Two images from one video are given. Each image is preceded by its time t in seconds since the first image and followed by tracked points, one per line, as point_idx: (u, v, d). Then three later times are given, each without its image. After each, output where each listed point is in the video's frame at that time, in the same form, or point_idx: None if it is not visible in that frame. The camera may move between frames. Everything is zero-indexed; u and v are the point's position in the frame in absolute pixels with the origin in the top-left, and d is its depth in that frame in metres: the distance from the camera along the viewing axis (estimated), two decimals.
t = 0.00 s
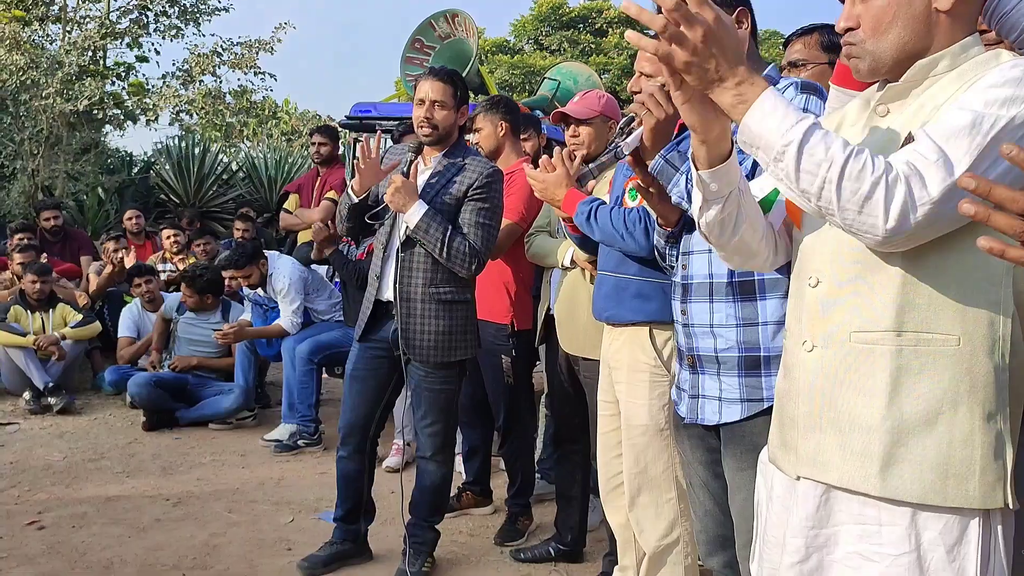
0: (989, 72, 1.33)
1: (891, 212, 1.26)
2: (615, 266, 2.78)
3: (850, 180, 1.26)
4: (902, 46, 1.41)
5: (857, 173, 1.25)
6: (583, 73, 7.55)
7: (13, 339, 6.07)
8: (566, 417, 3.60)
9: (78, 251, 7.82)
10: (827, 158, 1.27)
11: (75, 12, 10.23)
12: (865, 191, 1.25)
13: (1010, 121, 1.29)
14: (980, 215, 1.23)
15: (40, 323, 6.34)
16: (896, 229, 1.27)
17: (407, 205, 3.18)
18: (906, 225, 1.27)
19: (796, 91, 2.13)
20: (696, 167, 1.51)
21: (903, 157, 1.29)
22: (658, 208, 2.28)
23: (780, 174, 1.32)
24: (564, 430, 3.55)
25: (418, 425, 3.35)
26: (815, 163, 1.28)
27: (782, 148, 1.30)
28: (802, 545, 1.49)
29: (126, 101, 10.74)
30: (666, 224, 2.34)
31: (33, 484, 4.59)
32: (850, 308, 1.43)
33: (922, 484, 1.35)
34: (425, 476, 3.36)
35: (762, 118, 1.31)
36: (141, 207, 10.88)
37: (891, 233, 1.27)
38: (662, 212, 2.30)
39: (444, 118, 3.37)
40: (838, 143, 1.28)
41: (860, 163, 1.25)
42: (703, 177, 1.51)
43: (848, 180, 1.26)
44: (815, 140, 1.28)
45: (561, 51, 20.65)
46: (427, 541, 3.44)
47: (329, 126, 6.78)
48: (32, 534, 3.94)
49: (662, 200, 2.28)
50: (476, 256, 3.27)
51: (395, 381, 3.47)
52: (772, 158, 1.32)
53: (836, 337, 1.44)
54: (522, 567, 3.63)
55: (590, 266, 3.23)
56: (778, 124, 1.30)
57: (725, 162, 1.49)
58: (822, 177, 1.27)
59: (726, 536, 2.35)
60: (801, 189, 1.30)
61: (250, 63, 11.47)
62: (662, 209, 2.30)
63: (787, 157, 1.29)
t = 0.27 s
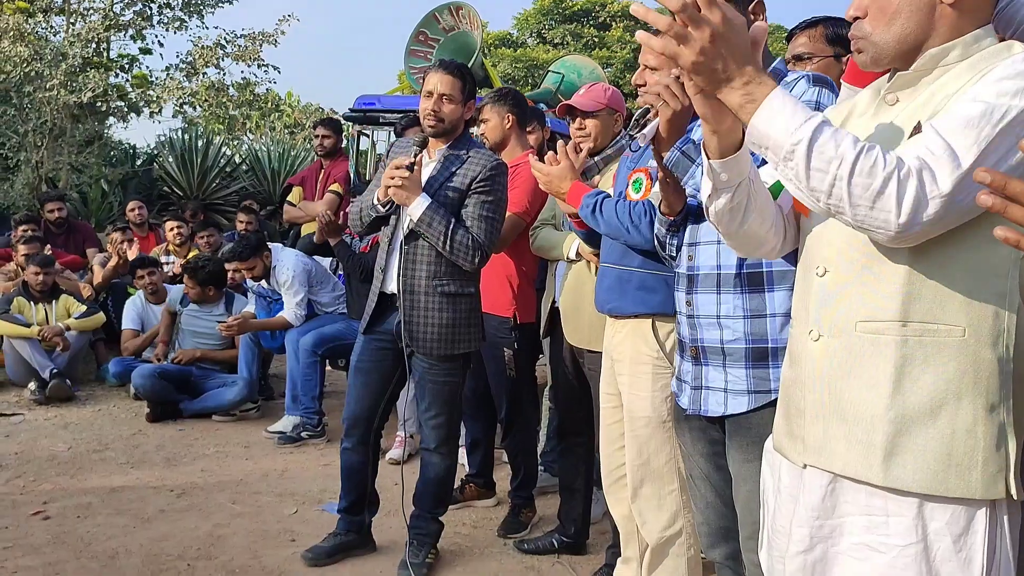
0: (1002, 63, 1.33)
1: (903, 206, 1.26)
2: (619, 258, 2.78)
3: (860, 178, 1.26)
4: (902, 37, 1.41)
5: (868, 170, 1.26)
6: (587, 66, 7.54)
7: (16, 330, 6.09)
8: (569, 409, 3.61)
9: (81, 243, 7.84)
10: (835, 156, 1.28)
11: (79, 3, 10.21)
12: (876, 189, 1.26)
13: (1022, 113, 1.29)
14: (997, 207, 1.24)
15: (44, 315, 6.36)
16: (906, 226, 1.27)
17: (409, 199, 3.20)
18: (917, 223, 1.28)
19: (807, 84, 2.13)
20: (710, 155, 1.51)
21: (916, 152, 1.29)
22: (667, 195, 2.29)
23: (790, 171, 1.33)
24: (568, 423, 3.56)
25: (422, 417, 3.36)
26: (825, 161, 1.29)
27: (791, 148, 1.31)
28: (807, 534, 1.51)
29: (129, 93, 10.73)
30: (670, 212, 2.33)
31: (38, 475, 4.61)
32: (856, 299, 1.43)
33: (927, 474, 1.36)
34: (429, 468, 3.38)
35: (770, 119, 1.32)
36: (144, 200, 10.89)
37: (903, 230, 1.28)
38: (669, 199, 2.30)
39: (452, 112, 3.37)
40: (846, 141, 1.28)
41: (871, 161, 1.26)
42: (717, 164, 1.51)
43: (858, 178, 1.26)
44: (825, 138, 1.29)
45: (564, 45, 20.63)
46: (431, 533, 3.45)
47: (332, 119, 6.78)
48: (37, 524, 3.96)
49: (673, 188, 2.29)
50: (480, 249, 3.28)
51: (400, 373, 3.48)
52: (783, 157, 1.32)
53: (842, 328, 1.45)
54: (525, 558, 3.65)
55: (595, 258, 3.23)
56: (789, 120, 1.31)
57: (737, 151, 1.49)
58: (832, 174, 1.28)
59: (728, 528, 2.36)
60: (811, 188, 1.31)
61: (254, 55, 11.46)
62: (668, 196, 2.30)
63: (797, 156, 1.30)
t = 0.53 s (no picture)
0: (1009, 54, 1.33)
1: (908, 203, 1.25)
2: (621, 250, 2.78)
3: (866, 176, 1.25)
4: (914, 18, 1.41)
5: (872, 170, 1.25)
6: (590, 58, 7.53)
7: (18, 320, 6.09)
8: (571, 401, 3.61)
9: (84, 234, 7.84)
10: (841, 154, 1.26)
11: None
12: (881, 186, 1.25)
13: None
14: (1007, 202, 1.23)
15: (46, 305, 6.36)
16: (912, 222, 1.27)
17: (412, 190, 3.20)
18: (924, 219, 1.27)
19: (813, 76, 2.13)
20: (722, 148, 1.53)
21: (927, 148, 1.28)
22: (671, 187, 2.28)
23: (797, 166, 1.32)
24: (569, 414, 3.57)
25: (424, 408, 3.37)
26: (831, 159, 1.28)
27: (799, 142, 1.30)
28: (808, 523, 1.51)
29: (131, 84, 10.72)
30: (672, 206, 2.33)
31: (40, 464, 4.61)
32: (859, 290, 1.43)
33: (928, 465, 1.36)
34: (431, 459, 3.38)
35: (779, 114, 1.31)
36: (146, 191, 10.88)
37: (909, 227, 1.27)
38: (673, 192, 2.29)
39: (456, 106, 3.37)
40: (853, 138, 1.27)
41: (875, 159, 1.25)
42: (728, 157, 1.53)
43: (864, 177, 1.25)
44: (832, 133, 1.28)
45: (567, 38, 20.59)
46: (432, 523, 3.46)
47: (335, 110, 6.77)
48: (40, 513, 3.97)
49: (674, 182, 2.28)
50: (482, 241, 3.27)
51: (402, 364, 3.48)
52: (789, 152, 1.32)
53: (846, 319, 1.45)
54: (526, 549, 3.65)
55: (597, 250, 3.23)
56: (797, 116, 1.30)
57: (751, 147, 1.51)
58: (839, 170, 1.27)
59: (729, 519, 2.36)
60: (818, 183, 1.30)
61: (256, 46, 11.44)
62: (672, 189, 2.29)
63: (804, 150, 1.29)
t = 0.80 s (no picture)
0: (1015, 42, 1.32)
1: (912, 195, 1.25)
2: (620, 240, 2.78)
3: (864, 166, 1.25)
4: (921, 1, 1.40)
5: (872, 159, 1.24)
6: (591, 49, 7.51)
7: (18, 311, 6.09)
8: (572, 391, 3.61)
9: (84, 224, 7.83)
10: (840, 143, 1.26)
11: None
12: (882, 175, 1.24)
13: None
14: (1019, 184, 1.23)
15: (45, 295, 6.36)
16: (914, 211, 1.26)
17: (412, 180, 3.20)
18: (928, 207, 1.26)
19: (812, 62, 2.13)
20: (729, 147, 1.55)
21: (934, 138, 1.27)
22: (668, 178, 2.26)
23: (797, 160, 1.32)
24: (569, 405, 3.57)
25: (425, 397, 3.37)
26: (828, 151, 1.27)
27: (796, 135, 1.30)
28: (806, 513, 1.50)
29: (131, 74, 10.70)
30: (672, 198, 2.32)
31: (40, 454, 4.62)
32: (862, 279, 1.43)
33: (928, 454, 1.36)
34: (431, 448, 3.38)
35: (774, 105, 1.32)
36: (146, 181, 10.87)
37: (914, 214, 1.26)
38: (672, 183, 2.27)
39: (456, 94, 3.36)
40: (854, 128, 1.27)
41: (873, 149, 1.24)
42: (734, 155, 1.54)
43: (862, 166, 1.25)
44: (829, 124, 1.28)
45: (568, 30, 20.53)
46: (432, 513, 3.46)
47: (335, 100, 6.76)
48: (40, 502, 3.97)
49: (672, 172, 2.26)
50: (483, 230, 3.27)
51: (403, 353, 3.48)
52: (790, 144, 1.32)
53: (848, 308, 1.44)
54: (526, 539, 3.66)
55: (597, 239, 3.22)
56: (792, 109, 1.30)
57: (754, 145, 1.52)
58: (836, 161, 1.27)
59: (729, 508, 2.36)
60: (817, 175, 1.30)
61: (256, 37, 11.42)
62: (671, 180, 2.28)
63: (802, 142, 1.29)
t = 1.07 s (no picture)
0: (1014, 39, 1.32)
1: (926, 202, 1.24)
2: (618, 235, 2.77)
3: (884, 173, 1.23)
4: None
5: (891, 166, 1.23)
6: (591, 43, 7.49)
7: (19, 305, 6.09)
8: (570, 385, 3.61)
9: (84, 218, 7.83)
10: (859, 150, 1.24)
11: None
12: (900, 183, 1.23)
13: None
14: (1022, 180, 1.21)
15: (46, 289, 6.36)
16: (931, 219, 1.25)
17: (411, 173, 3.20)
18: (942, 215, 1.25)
19: (809, 56, 2.12)
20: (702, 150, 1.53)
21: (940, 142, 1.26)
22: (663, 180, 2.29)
23: (810, 165, 1.30)
24: (568, 399, 3.57)
25: (424, 391, 3.37)
26: (847, 159, 1.25)
27: (812, 142, 1.28)
28: (801, 509, 1.51)
29: (131, 68, 10.69)
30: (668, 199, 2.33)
31: (41, 447, 4.62)
32: (861, 277, 1.42)
33: (923, 453, 1.36)
34: (431, 442, 3.39)
35: (789, 109, 1.30)
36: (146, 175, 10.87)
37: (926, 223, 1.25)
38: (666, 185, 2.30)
39: (455, 88, 3.35)
40: (875, 133, 1.24)
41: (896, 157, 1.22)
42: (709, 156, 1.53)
43: (881, 173, 1.23)
44: (850, 131, 1.25)
45: (569, 24, 20.49)
46: (432, 507, 3.47)
47: (335, 94, 6.75)
48: (40, 496, 3.98)
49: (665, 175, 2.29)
50: (482, 224, 3.26)
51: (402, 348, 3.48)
52: (802, 150, 1.30)
53: (846, 305, 1.44)
54: (525, 533, 3.66)
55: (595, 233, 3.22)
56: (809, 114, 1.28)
57: (726, 138, 1.50)
58: (854, 171, 1.25)
59: (728, 503, 2.36)
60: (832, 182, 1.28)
61: (256, 30, 11.41)
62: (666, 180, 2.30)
63: (819, 150, 1.27)
